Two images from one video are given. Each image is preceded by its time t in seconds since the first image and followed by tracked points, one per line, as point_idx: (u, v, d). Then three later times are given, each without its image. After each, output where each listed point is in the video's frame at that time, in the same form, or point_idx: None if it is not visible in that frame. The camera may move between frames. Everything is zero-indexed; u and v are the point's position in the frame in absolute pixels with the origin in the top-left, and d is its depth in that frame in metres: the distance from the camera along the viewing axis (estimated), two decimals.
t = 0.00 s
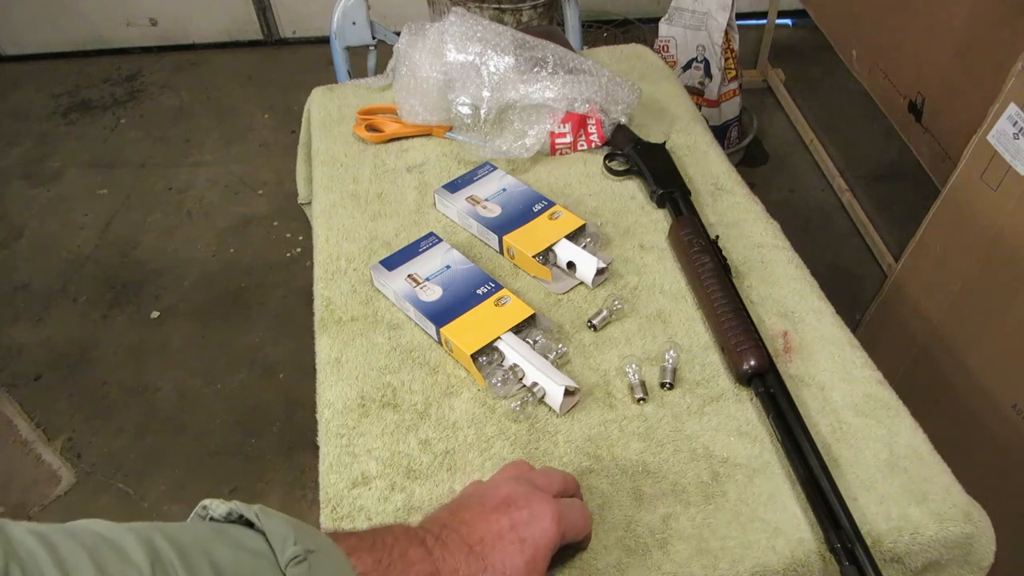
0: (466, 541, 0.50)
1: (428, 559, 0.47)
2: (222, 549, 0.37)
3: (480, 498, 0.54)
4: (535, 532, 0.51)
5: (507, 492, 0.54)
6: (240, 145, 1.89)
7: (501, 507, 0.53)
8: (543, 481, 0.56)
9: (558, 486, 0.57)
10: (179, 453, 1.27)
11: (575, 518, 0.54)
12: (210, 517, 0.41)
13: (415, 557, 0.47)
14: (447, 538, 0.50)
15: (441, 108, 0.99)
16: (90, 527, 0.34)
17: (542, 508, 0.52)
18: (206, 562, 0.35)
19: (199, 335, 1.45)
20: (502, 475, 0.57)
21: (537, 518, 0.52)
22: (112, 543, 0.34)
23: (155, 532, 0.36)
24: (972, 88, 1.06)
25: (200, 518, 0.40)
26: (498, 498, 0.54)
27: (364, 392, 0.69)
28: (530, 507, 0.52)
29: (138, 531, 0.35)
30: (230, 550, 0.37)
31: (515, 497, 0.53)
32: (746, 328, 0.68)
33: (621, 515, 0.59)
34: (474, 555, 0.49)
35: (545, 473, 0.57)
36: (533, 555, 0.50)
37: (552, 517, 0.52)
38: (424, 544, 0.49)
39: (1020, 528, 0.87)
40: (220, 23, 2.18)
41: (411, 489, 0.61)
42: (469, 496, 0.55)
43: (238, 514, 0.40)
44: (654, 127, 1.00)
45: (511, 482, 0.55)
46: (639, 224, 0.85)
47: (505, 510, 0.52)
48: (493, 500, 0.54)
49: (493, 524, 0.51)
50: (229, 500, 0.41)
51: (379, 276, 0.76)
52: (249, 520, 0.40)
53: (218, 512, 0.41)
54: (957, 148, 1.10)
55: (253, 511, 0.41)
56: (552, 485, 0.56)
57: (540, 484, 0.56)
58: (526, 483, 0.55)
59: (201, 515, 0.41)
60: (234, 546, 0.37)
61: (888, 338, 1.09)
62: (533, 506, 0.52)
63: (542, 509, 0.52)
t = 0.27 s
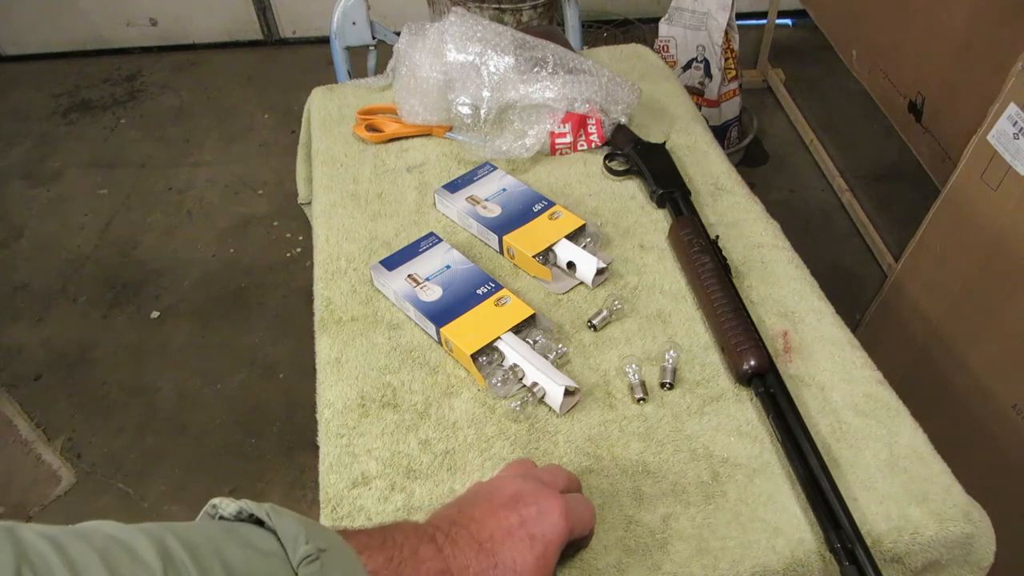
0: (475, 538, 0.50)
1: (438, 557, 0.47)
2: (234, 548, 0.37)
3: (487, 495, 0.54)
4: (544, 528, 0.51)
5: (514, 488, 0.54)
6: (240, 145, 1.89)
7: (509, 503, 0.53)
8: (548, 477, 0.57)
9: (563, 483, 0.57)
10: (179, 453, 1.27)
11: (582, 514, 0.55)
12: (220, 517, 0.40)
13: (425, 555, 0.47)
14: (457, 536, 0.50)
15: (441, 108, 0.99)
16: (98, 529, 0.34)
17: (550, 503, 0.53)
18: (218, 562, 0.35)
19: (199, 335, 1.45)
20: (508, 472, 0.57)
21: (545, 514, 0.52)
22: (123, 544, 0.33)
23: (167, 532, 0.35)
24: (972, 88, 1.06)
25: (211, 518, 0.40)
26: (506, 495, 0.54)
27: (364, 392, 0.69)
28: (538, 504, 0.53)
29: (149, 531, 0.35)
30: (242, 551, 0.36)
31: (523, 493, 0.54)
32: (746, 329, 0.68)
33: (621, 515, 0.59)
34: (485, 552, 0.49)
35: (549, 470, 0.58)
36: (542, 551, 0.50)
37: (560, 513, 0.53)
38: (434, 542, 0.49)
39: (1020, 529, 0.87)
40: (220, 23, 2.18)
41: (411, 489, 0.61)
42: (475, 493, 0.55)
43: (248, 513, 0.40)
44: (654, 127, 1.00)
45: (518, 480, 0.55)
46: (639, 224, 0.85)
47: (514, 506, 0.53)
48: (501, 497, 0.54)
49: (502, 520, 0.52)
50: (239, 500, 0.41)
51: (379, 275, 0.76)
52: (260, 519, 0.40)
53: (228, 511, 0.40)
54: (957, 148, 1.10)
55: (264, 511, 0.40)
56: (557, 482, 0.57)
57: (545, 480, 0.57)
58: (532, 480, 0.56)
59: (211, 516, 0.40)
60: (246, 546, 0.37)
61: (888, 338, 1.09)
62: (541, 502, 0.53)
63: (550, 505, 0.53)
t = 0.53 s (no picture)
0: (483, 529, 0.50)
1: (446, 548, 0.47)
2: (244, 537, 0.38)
3: (495, 488, 0.55)
4: (552, 521, 0.52)
5: (522, 482, 0.55)
6: (240, 145, 1.89)
7: (517, 496, 0.53)
8: (554, 471, 0.58)
9: (568, 478, 0.58)
10: (179, 453, 1.27)
11: (587, 509, 0.55)
12: (229, 507, 0.41)
13: (433, 546, 0.47)
14: (465, 527, 0.50)
15: (441, 108, 0.99)
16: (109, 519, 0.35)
17: (557, 497, 0.54)
18: (229, 551, 0.36)
19: (199, 335, 1.45)
20: (514, 466, 0.58)
21: (552, 507, 0.53)
22: (136, 532, 0.34)
23: (178, 522, 0.36)
24: (972, 89, 1.06)
25: (219, 508, 0.41)
26: (513, 488, 0.54)
27: (364, 392, 0.69)
28: (546, 497, 0.53)
29: (161, 521, 0.36)
30: (251, 540, 0.37)
31: (530, 486, 0.54)
32: (746, 329, 0.68)
33: (621, 515, 0.59)
34: (493, 543, 0.49)
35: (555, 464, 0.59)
36: (550, 544, 0.51)
37: (567, 507, 0.53)
38: (443, 533, 0.49)
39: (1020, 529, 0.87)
40: (220, 23, 2.18)
41: (411, 489, 0.61)
42: (483, 486, 0.56)
43: (256, 503, 0.41)
44: (654, 127, 1.00)
45: (525, 473, 0.56)
46: (639, 224, 0.85)
47: (522, 499, 0.53)
48: (509, 490, 0.54)
49: (510, 513, 0.52)
50: (247, 491, 0.42)
51: (379, 275, 0.76)
52: (267, 509, 0.41)
53: (237, 501, 0.41)
54: (957, 148, 1.10)
55: (272, 502, 0.41)
56: (563, 477, 0.57)
57: (551, 474, 0.57)
58: (539, 474, 0.56)
59: (220, 506, 0.42)
60: (255, 535, 0.38)
61: (888, 338, 1.09)
62: (549, 495, 0.53)
63: (558, 499, 0.53)
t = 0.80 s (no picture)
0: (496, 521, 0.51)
1: (459, 540, 0.48)
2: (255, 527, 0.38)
3: (507, 480, 0.55)
4: (564, 515, 0.52)
5: (534, 475, 0.55)
6: (240, 145, 1.89)
7: (528, 489, 0.54)
8: (563, 465, 0.58)
9: (576, 473, 0.58)
10: (180, 453, 1.27)
11: (598, 503, 0.56)
12: (242, 499, 0.42)
13: (446, 537, 0.47)
14: (478, 519, 0.50)
15: (441, 108, 0.99)
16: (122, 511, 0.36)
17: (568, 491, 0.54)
18: (238, 542, 0.36)
19: (199, 335, 1.45)
20: (524, 458, 0.58)
21: (564, 501, 0.53)
22: (146, 524, 0.35)
23: (188, 513, 0.37)
24: (972, 89, 1.06)
25: (232, 500, 0.42)
26: (525, 481, 0.55)
27: (364, 392, 0.69)
28: (558, 491, 0.54)
29: (172, 513, 0.36)
30: (260, 530, 0.37)
31: (542, 480, 0.55)
32: (746, 329, 0.68)
33: (621, 515, 0.59)
34: (506, 536, 0.50)
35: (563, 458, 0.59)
36: (562, 538, 0.51)
37: (579, 502, 0.53)
38: (455, 525, 0.49)
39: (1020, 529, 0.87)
40: (220, 23, 2.18)
41: (411, 489, 0.61)
42: (493, 478, 0.56)
43: (267, 495, 0.41)
44: (654, 127, 1.00)
45: (536, 467, 0.56)
46: (639, 224, 0.85)
47: (534, 492, 0.53)
48: (521, 482, 0.55)
49: (523, 506, 0.52)
50: (259, 482, 0.43)
51: (379, 275, 0.76)
52: (279, 501, 0.41)
53: (249, 493, 0.42)
54: (956, 148, 1.10)
55: (283, 492, 0.41)
56: (571, 471, 0.58)
57: (559, 468, 0.58)
58: (548, 468, 0.57)
59: (234, 497, 0.42)
60: (264, 525, 0.38)
61: (888, 338, 1.09)
62: (561, 490, 0.54)
63: (570, 493, 0.54)
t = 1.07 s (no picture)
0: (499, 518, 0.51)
1: (462, 536, 0.48)
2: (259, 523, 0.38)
3: (511, 476, 0.55)
4: (568, 513, 0.52)
5: (537, 472, 0.55)
6: (240, 145, 1.89)
7: (532, 486, 0.54)
8: (566, 462, 0.58)
9: (579, 470, 0.58)
10: (180, 453, 1.27)
11: (601, 499, 0.56)
12: (245, 494, 0.42)
13: (449, 533, 0.48)
14: (482, 516, 0.51)
15: (441, 108, 0.99)
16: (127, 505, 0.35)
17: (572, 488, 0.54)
18: (243, 538, 0.36)
19: (199, 335, 1.45)
20: (527, 455, 0.58)
21: (568, 498, 0.53)
22: (150, 519, 0.35)
23: (192, 508, 0.37)
24: (972, 89, 1.06)
25: (236, 494, 0.41)
26: (529, 478, 0.55)
27: (364, 392, 0.69)
28: (562, 488, 0.54)
29: (176, 508, 0.36)
30: (265, 527, 0.38)
31: (545, 478, 0.55)
32: (746, 329, 0.68)
33: (621, 515, 0.59)
34: (509, 533, 0.50)
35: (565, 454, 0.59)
36: (565, 535, 0.51)
37: (582, 499, 0.53)
38: (458, 521, 0.49)
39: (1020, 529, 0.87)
40: (220, 23, 2.18)
41: (411, 489, 0.61)
42: (497, 474, 0.56)
43: (271, 490, 0.41)
44: (654, 127, 1.00)
45: (539, 464, 0.56)
46: (639, 224, 0.85)
47: (538, 489, 0.54)
48: (525, 479, 0.55)
49: (527, 503, 0.52)
50: (263, 477, 0.42)
51: (379, 275, 0.76)
52: (283, 496, 0.41)
53: (253, 487, 0.42)
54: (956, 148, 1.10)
55: (287, 487, 0.41)
56: (574, 468, 0.58)
57: (562, 465, 0.58)
58: (552, 464, 0.57)
59: (238, 491, 0.42)
60: (268, 521, 0.38)
61: (888, 338, 1.09)
62: (565, 487, 0.54)
63: (573, 491, 0.54)
